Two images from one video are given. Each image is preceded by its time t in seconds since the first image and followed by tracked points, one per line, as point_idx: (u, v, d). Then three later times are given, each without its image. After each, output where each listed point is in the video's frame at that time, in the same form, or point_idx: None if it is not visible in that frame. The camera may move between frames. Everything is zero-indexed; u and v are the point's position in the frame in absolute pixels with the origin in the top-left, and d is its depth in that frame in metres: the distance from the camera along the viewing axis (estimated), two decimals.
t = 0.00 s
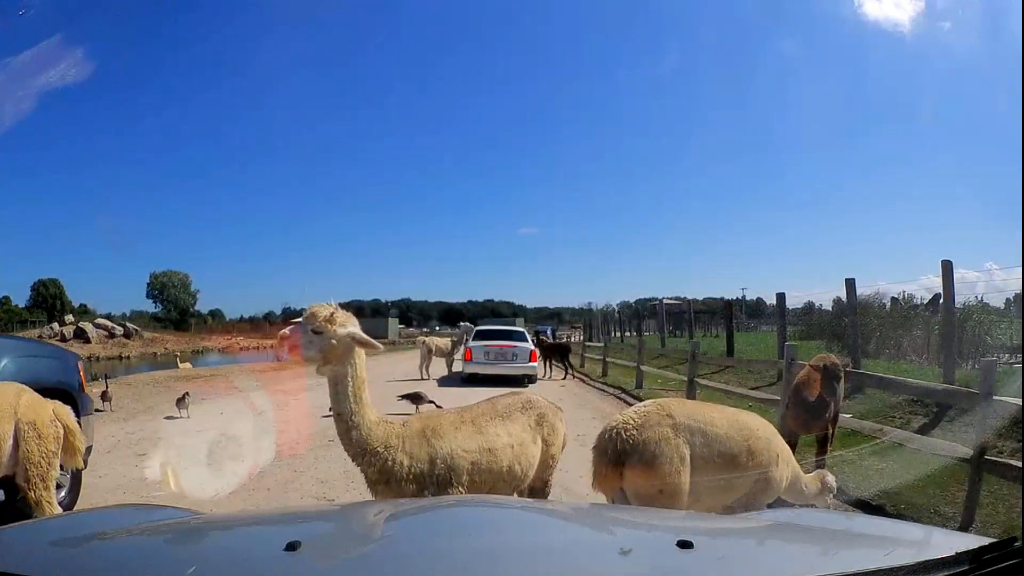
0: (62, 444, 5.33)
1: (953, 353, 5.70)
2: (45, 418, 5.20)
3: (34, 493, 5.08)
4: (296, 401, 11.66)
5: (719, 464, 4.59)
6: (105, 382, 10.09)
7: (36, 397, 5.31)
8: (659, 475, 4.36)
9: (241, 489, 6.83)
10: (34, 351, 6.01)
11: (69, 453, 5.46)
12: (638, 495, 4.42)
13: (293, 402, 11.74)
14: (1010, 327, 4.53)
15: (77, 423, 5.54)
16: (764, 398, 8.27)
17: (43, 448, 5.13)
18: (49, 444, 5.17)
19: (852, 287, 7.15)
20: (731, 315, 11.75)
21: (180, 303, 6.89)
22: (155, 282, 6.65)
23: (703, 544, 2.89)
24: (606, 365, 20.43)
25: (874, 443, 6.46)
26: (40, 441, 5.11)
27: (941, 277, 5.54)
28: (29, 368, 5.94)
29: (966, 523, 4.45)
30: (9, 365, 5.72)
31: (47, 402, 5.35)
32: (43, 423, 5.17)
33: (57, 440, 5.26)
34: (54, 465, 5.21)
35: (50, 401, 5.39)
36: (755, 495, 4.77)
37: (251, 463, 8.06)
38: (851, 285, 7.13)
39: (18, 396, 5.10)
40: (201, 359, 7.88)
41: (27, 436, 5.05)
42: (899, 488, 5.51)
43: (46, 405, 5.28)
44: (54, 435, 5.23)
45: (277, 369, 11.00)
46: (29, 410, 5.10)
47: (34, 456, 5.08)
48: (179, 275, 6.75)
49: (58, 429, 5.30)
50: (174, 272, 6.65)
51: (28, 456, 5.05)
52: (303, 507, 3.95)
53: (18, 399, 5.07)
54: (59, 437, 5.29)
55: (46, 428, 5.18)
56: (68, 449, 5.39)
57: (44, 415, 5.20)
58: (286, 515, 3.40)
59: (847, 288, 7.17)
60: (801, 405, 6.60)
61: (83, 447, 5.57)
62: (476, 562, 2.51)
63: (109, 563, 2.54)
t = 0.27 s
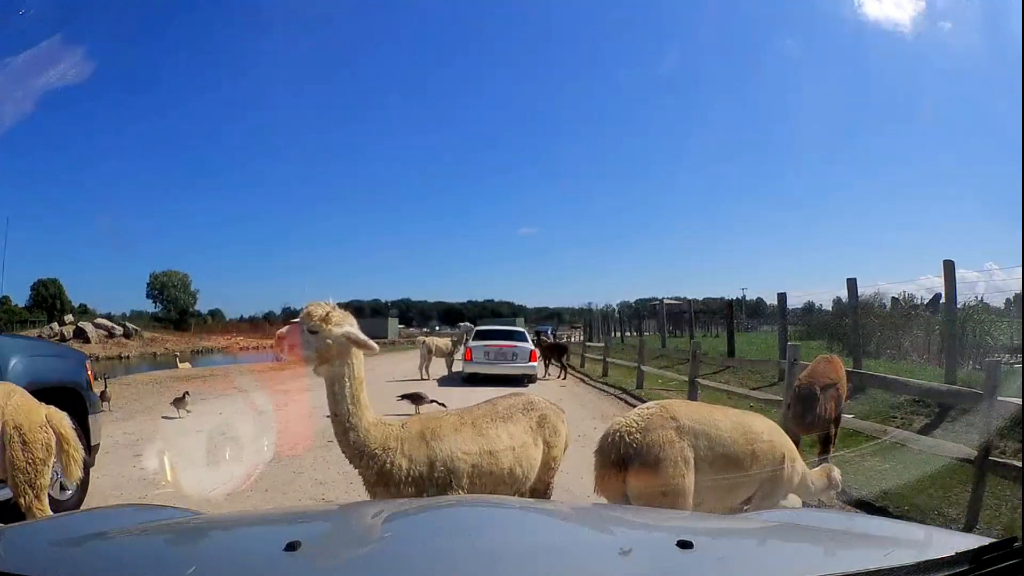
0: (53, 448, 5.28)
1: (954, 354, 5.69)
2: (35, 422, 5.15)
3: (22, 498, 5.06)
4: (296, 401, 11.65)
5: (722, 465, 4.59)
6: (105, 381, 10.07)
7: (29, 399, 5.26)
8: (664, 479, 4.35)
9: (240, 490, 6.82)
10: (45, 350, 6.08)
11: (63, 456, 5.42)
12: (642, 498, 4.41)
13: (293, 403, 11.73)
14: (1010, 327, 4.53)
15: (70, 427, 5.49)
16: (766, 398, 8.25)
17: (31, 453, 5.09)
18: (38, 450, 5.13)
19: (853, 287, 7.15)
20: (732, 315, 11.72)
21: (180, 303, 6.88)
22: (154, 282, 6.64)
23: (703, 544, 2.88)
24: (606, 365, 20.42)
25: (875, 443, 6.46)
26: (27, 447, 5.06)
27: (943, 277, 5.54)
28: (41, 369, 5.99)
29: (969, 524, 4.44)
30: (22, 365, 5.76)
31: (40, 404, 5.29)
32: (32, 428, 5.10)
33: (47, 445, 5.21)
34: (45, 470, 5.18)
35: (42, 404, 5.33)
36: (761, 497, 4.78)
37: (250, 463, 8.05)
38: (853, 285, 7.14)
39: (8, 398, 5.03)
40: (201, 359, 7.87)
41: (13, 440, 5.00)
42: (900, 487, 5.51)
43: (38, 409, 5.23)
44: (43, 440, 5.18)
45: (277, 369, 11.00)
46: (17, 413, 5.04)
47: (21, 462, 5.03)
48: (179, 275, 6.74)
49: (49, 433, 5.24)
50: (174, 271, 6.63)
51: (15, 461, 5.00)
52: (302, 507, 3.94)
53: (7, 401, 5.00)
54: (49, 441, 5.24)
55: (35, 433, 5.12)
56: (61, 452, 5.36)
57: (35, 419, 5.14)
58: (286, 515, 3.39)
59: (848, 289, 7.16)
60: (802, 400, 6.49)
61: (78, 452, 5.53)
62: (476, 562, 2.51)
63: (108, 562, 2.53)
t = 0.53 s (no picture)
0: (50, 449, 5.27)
1: (955, 353, 5.69)
2: (30, 422, 5.15)
3: (17, 499, 5.05)
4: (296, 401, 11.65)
5: (725, 466, 4.58)
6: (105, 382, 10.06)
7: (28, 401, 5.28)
8: (665, 478, 4.34)
9: (240, 490, 6.81)
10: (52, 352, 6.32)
11: (62, 459, 5.41)
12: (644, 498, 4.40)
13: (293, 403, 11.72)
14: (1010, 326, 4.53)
15: (69, 430, 5.49)
16: (766, 398, 8.24)
17: (26, 453, 5.08)
18: (33, 450, 5.11)
19: (854, 287, 7.15)
20: (732, 315, 11.71)
21: (180, 303, 6.87)
22: (155, 282, 6.63)
23: (703, 544, 2.88)
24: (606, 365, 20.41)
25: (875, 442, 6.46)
26: (21, 447, 5.05)
27: (945, 277, 5.54)
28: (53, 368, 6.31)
29: (970, 525, 4.43)
30: (35, 363, 6.11)
31: (38, 406, 5.30)
32: (26, 428, 5.10)
33: (44, 446, 5.20)
34: (41, 471, 5.16)
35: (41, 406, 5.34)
36: (765, 497, 4.78)
37: (250, 463, 8.04)
38: (853, 285, 7.14)
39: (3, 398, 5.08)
40: (201, 359, 7.87)
41: (7, 439, 5.01)
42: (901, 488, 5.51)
43: (34, 410, 5.24)
44: (39, 439, 5.17)
45: (277, 369, 10.99)
46: (11, 412, 5.06)
47: (16, 461, 5.03)
48: (179, 274, 6.73)
49: (45, 433, 5.23)
50: (174, 271, 6.63)
51: (10, 461, 5.01)
52: (301, 507, 3.94)
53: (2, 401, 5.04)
54: (46, 442, 5.23)
55: (30, 433, 5.12)
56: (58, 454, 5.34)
57: (30, 419, 5.15)
58: (286, 515, 3.39)
59: (850, 288, 7.16)
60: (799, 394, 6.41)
61: (76, 454, 5.51)
62: (475, 562, 2.51)
63: (107, 562, 2.53)
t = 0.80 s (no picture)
0: (52, 448, 5.27)
1: (956, 353, 5.68)
2: (32, 420, 5.15)
3: (18, 497, 5.04)
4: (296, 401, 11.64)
5: (726, 466, 4.58)
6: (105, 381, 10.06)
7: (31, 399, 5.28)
8: (665, 478, 4.35)
9: (240, 490, 6.81)
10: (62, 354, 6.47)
11: (64, 458, 5.40)
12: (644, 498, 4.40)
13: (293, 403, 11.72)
14: (1010, 326, 4.53)
15: (71, 430, 5.48)
16: (767, 398, 8.22)
17: (28, 450, 5.08)
18: (35, 448, 5.11)
19: (854, 287, 7.14)
20: (732, 315, 11.70)
21: (180, 303, 6.87)
22: (154, 282, 6.62)
23: (703, 544, 2.88)
24: (606, 365, 20.41)
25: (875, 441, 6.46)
26: (22, 444, 5.04)
27: (945, 276, 5.53)
28: (66, 368, 6.83)
29: (970, 524, 4.43)
30: (50, 363, 6.66)
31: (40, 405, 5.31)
32: (28, 425, 5.10)
33: (45, 444, 5.19)
34: (42, 469, 5.16)
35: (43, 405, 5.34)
36: (767, 496, 4.79)
37: (250, 463, 8.04)
38: (853, 285, 7.13)
39: (6, 394, 5.09)
40: (201, 359, 7.86)
41: (9, 436, 5.01)
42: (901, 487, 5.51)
43: (37, 408, 5.25)
44: (41, 438, 5.17)
45: (277, 369, 10.99)
46: (13, 409, 5.07)
47: (17, 459, 5.03)
48: (179, 274, 6.72)
49: (46, 431, 5.23)
50: (173, 271, 6.62)
51: (11, 458, 5.01)
52: (301, 507, 3.94)
53: (4, 399, 5.05)
54: (48, 440, 5.22)
55: (32, 430, 5.11)
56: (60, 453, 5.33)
57: (33, 418, 5.16)
58: (286, 515, 3.39)
59: (851, 288, 7.15)
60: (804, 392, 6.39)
61: (79, 453, 5.50)
62: (475, 561, 2.51)
63: (106, 562, 2.53)
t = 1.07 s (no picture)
0: (53, 449, 5.26)
1: (956, 353, 5.68)
2: (33, 421, 5.14)
3: (20, 498, 5.05)
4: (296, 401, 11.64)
5: (727, 467, 4.57)
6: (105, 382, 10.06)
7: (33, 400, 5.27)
8: (666, 479, 4.34)
9: (240, 490, 6.82)
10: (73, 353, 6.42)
11: (66, 459, 5.40)
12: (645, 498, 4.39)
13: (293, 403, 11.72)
14: (1010, 326, 4.53)
15: (73, 431, 5.47)
16: (767, 398, 8.22)
17: (29, 452, 5.08)
18: (37, 449, 5.11)
19: (854, 287, 7.14)
20: (732, 315, 11.70)
21: (180, 303, 6.86)
22: (154, 282, 6.61)
23: (703, 544, 2.88)
24: (606, 364, 20.42)
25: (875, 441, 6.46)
26: (23, 445, 5.04)
27: (945, 276, 5.53)
28: (78, 367, 6.86)
29: (970, 524, 4.43)
30: (62, 362, 6.68)
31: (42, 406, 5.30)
32: (29, 426, 5.10)
33: (46, 445, 5.19)
34: (43, 470, 5.15)
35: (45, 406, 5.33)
36: (771, 496, 4.78)
37: (250, 463, 8.04)
38: (853, 285, 7.14)
39: (8, 395, 5.08)
40: (201, 359, 7.85)
41: (10, 437, 5.00)
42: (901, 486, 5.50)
43: (39, 410, 5.24)
44: (42, 439, 5.16)
45: (277, 369, 10.99)
46: (14, 410, 5.06)
47: (18, 461, 5.03)
48: (179, 274, 6.71)
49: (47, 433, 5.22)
50: (173, 271, 6.62)
51: (12, 460, 5.01)
52: (301, 507, 3.94)
53: (6, 399, 5.05)
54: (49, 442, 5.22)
55: (32, 432, 5.11)
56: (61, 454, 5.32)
57: (34, 419, 5.15)
58: (286, 515, 3.39)
59: (851, 288, 7.16)
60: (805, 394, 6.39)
61: (80, 454, 5.49)
62: (476, 561, 2.51)
63: (107, 562, 2.53)
